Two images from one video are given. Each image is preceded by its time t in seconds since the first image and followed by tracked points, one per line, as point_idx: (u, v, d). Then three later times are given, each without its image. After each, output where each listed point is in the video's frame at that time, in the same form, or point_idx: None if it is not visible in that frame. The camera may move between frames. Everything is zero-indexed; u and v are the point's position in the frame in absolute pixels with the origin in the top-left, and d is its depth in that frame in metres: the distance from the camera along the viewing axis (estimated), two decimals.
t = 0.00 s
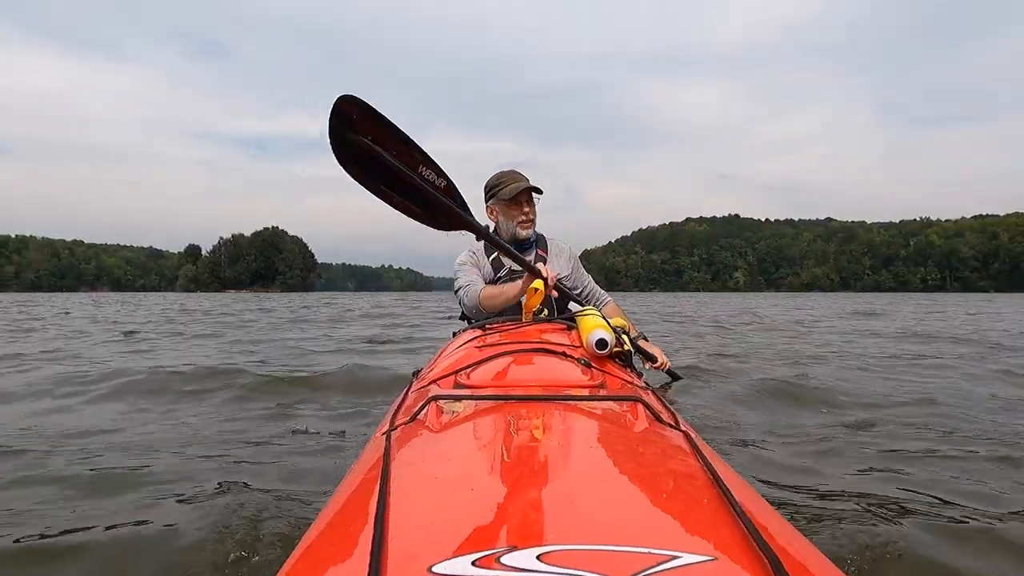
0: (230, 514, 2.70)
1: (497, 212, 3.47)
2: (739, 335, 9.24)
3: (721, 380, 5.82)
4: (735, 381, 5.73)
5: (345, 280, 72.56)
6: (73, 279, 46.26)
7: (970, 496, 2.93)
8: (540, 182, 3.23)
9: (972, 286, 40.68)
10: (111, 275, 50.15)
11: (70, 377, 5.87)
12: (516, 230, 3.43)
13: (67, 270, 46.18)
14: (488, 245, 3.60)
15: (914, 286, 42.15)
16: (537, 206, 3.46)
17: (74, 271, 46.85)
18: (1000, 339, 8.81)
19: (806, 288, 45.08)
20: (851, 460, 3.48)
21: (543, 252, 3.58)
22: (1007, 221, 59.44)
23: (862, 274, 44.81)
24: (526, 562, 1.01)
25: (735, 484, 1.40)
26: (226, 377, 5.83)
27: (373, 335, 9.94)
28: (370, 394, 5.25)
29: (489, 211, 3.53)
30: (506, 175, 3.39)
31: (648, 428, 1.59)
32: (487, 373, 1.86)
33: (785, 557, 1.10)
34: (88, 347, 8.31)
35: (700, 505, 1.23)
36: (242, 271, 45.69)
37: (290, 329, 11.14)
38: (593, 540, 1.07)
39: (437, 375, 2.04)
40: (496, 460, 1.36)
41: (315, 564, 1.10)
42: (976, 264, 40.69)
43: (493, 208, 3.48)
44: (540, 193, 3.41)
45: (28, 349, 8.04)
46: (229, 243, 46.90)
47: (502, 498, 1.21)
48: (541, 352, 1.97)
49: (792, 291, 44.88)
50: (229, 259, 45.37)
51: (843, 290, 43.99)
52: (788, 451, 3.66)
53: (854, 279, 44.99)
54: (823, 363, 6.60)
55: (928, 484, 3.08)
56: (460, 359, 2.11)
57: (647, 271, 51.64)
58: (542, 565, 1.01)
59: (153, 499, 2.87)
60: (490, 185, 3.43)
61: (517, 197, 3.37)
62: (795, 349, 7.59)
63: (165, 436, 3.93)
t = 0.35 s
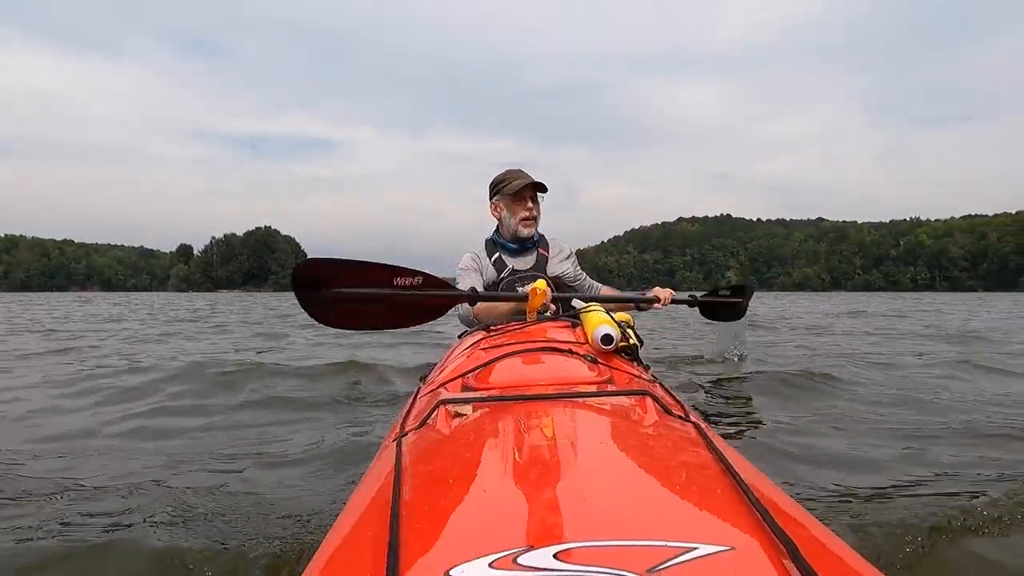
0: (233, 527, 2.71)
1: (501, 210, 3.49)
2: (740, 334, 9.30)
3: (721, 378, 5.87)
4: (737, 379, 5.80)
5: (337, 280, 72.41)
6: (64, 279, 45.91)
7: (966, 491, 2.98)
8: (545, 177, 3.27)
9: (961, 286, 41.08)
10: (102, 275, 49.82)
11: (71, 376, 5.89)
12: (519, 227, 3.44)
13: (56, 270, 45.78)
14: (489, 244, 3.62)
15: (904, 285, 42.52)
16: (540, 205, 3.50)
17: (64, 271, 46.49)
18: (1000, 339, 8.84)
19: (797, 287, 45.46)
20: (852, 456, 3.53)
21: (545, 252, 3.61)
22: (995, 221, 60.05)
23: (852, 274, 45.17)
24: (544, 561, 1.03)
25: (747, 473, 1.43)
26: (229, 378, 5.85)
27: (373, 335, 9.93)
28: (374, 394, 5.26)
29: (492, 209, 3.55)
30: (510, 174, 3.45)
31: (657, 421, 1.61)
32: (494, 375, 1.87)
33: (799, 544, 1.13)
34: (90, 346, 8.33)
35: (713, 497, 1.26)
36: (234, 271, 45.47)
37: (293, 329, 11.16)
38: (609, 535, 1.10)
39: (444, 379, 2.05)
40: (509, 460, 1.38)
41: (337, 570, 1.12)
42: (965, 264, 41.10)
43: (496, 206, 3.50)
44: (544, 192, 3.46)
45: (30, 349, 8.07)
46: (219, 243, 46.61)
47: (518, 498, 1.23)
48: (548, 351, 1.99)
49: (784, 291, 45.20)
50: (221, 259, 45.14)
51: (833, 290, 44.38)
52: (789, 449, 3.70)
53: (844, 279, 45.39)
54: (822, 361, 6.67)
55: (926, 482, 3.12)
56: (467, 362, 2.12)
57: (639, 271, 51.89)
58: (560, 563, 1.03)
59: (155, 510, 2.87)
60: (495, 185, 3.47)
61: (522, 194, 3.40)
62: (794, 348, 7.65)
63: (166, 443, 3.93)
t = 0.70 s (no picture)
0: (231, 521, 2.70)
1: (504, 206, 3.51)
2: (740, 334, 9.32)
3: (720, 377, 5.88)
4: (736, 378, 5.82)
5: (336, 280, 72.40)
6: (62, 279, 45.84)
7: (962, 493, 2.98)
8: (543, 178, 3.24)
9: (958, 286, 41.17)
10: (101, 275, 49.74)
11: (71, 374, 5.88)
12: (516, 225, 3.46)
13: (53, 270, 45.72)
14: (491, 240, 3.64)
15: (901, 286, 42.62)
16: (543, 204, 3.48)
17: (62, 272, 46.44)
18: (1000, 339, 8.85)
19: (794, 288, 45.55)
20: (850, 462, 3.52)
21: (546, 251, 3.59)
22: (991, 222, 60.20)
23: (849, 275, 45.28)
24: (552, 560, 1.04)
25: (751, 464, 1.44)
26: (230, 377, 5.85)
27: (371, 335, 9.92)
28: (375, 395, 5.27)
29: (497, 205, 3.57)
30: (514, 172, 3.44)
31: (660, 417, 1.62)
32: (496, 375, 1.88)
33: (805, 534, 1.14)
34: (90, 345, 8.34)
35: (718, 490, 1.27)
36: (233, 271, 45.46)
37: (294, 329, 11.17)
38: (616, 532, 1.10)
39: (446, 380, 2.05)
40: (514, 460, 1.39)
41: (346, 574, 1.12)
42: (962, 265, 41.20)
43: (501, 202, 3.52)
44: (546, 191, 3.43)
45: (31, 347, 8.07)
46: (216, 242, 46.56)
47: (523, 498, 1.23)
48: (549, 351, 1.99)
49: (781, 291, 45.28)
50: (220, 259, 45.11)
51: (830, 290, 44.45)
52: (787, 449, 3.70)
53: (841, 280, 45.48)
54: (822, 360, 6.68)
55: (924, 483, 3.12)
56: (468, 362, 2.12)
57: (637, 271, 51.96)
58: (568, 561, 1.04)
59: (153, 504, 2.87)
60: (502, 181, 3.49)
61: (521, 192, 3.39)
62: (794, 347, 7.67)
63: (163, 438, 3.92)
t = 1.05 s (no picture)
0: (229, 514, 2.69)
1: (513, 205, 3.52)
2: (744, 333, 9.32)
3: (723, 376, 5.85)
4: (739, 377, 5.82)
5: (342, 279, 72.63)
6: (71, 279, 46.19)
7: (965, 489, 2.95)
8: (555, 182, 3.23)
9: (966, 285, 40.90)
10: (110, 275, 50.08)
11: (79, 372, 5.93)
12: (524, 225, 3.46)
13: (63, 270, 45.98)
14: (498, 239, 3.65)
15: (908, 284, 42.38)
16: (552, 207, 3.48)
17: (71, 271, 46.80)
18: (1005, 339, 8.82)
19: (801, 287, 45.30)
20: (851, 458, 3.49)
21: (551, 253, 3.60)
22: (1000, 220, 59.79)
23: (856, 273, 45.06)
24: (554, 561, 1.05)
25: (752, 460, 1.44)
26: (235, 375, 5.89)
27: (374, 335, 9.94)
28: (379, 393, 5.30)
29: (507, 203, 3.57)
30: (527, 172, 3.44)
31: (661, 415, 1.62)
32: (496, 376, 1.89)
33: (807, 531, 1.14)
34: (97, 343, 8.40)
35: (720, 488, 1.27)
36: (240, 270, 45.68)
37: (299, 328, 11.23)
38: (617, 530, 1.11)
39: (447, 382, 2.06)
40: (515, 460, 1.39)
41: None
42: (970, 263, 40.93)
43: (510, 201, 3.53)
44: (556, 194, 3.43)
45: (39, 346, 8.14)
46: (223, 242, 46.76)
47: (525, 499, 1.24)
48: (549, 351, 2.00)
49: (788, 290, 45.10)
50: (227, 259, 45.35)
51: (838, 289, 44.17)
52: (791, 448, 3.67)
53: (848, 278, 45.23)
54: (826, 359, 6.67)
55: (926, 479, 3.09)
56: (469, 364, 2.13)
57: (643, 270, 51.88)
58: (570, 561, 1.04)
59: (151, 499, 2.86)
60: (513, 180, 3.49)
61: (531, 194, 3.38)
62: (798, 346, 7.66)
63: (164, 433, 3.92)
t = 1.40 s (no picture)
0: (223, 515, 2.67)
1: (514, 205, 3.52)
2: (748, 333, 9.27)
3: (725, 376, 5.81)
4: (743, 377, 5.77)
5: (354, 279, 73.07)
6: (88, 279, 46.81)
7: (970, 491, 2.91)
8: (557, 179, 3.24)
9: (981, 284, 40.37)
10: (125, 275, 50.71)
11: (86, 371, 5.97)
12: (526, 225, 3.45)
13: (79, 270, 46.53)
14: (499, 239, 3.65)
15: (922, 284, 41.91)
16: (554, 206, 3.48)
17: (88, 272, 47.46)
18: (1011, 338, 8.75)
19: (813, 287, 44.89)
20: (855, 460, 3.45)
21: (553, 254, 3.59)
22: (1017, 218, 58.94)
23: (870, 273, 44.61)
24: (544, 561, 1.04)
25: (746, 469, 1.44)
26: (239, 374, 5.92)
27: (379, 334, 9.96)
28: (381, 392, 5.32)
29: (508, 205, 3.58)
30: (528, 172, 3.45)
31: (655, 419, 1.62)
32: (492, 375, 1.88)
33: (800, 539, 1.13)
34: (104, 343, 8.46)
35: (713, 494, 1.27)
36: (253, 270, 46.10)
37: (303, 328, 11.29)
38: (609, 533, 1.10)
39: (442, 380, 2.06)
40: (509, 460, 1.39)
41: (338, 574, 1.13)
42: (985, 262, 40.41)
43: (512, 201, 3.53)
44: (557, 193, 3.44)
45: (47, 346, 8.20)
46: (236, 242, 47.13)
47: (517, 498, 1.24)
48: (546, 352, 1.99)
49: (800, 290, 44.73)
50: (240, 259, 45.79)
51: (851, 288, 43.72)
52: (794, 450, 3.62)
53: (862, 278, 44.76)
54: (832, 359, 6.61)
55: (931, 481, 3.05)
56: (464, 363, 2.13)
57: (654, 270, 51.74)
58: (560, 563, 1.03)
59: (149, 501, 2.85)
60: (514, 180, 3.50)
61: (533, 192, 3.39)
62: (803, 346, 7.60)
63: (165, 433, 3.92)
